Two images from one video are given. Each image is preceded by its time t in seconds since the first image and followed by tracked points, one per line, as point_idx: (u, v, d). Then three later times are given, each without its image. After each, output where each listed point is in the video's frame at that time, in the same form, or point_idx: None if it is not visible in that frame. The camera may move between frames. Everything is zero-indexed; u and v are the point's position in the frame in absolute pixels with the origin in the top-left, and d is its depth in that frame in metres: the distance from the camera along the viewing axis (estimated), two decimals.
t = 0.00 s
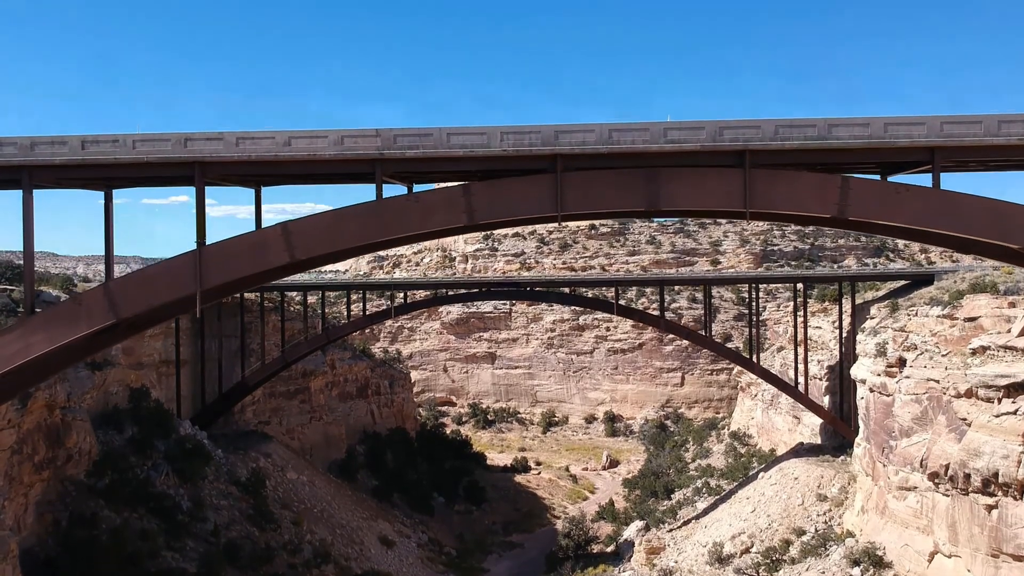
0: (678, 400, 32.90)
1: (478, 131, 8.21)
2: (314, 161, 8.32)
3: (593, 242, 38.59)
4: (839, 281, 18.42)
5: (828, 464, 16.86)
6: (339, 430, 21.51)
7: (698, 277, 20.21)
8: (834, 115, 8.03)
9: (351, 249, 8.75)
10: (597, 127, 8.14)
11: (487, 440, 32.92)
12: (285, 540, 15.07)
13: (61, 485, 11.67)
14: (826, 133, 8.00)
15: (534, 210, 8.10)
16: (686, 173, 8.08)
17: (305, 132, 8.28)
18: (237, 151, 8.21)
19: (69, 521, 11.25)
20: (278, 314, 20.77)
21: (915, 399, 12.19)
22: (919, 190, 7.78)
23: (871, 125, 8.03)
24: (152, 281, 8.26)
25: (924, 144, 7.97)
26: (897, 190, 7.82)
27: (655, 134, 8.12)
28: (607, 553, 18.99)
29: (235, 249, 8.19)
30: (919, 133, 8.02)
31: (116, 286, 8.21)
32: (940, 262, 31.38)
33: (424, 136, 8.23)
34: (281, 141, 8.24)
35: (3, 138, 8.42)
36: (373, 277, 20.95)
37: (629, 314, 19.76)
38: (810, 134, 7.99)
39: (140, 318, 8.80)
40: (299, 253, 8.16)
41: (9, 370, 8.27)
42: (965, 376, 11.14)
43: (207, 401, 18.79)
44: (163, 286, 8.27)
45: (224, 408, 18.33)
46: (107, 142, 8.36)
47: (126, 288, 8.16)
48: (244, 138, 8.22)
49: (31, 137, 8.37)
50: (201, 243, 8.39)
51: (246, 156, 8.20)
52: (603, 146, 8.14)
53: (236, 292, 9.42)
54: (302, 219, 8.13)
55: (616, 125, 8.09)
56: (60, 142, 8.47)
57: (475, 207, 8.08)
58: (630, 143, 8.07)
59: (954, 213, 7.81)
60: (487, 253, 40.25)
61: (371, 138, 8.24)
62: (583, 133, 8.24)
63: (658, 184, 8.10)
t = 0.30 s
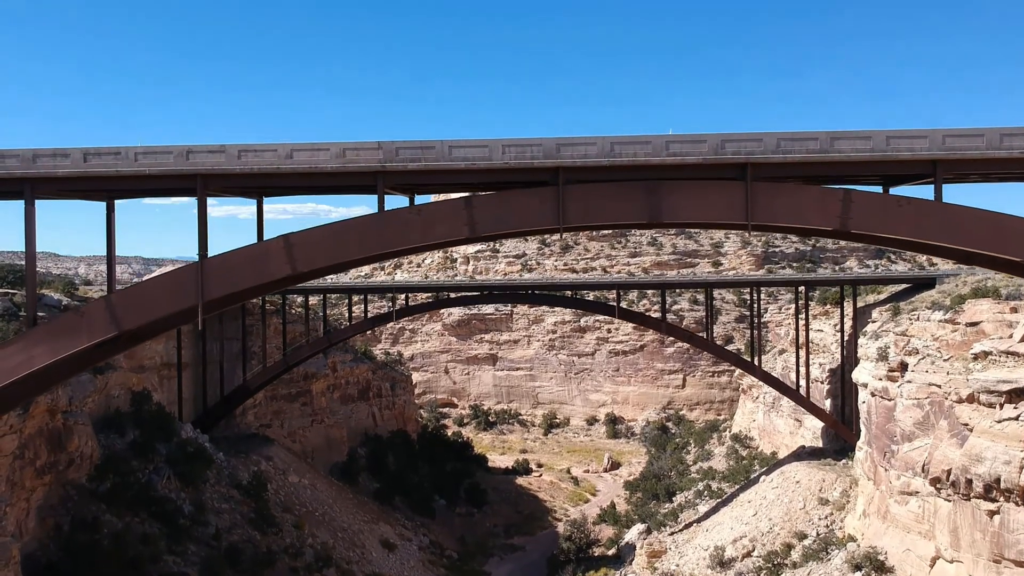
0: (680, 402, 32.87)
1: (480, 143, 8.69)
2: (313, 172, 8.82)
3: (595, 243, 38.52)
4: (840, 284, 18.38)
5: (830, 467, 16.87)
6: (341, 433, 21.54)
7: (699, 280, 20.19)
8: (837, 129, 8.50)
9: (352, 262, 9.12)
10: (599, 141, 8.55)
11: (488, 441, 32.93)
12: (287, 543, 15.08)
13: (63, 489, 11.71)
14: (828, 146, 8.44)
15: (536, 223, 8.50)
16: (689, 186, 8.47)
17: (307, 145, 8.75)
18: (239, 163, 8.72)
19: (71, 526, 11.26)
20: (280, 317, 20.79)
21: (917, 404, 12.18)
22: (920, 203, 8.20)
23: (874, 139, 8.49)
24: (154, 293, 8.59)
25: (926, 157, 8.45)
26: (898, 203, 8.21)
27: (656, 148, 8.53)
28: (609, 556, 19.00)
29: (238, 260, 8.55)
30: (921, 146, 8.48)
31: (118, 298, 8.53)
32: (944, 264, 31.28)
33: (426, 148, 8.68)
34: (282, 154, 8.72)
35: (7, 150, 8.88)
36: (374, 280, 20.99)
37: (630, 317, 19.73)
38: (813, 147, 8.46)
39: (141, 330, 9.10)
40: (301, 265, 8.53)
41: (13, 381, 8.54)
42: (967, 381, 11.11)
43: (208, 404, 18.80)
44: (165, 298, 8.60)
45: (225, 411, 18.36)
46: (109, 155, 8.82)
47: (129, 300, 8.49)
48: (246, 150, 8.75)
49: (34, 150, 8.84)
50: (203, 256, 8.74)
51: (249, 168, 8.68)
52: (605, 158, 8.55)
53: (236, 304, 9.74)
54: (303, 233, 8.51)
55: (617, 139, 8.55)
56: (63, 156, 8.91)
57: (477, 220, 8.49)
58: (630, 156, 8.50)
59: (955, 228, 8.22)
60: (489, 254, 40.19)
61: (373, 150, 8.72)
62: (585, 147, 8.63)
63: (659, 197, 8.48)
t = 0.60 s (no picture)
0: (680, 404, 32.86)
1: (482, 155, 8.81)
2: (314, 183, 8.95)
3: (595, 244, 38.48)
4: (841, 287, 18.37)
5: (830, 470, 16.88)
6: (342, 435, 21.59)
7: (700, 283, 20.17)
8: (838, 142, 8.62)
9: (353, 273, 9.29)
10: (599, 152, 8.71)
11: (488, 443, 32.92)
12: (287, 546, 15.08)
13: (63, 493, 11.71)
14: (829, 158, 8.57)
15: (538, 234, 8.70)
16: (687, 199, 8.69)
17: (308, 157, 8.88)
18: (240, 174, 8.81)
19: (71, 530, 11.27)
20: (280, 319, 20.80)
21: (917, 408, 12.18)
22: (920, 215, 8.33)
23: (874, 150, 8.60)
24: (155, 304, 8.76)
25: (926, 169, 8.57)
26: (899, 215, 8.35)
27: (657, 159, 8.66)
28: (609, 558, 19.03)
29: (240, 270, 8.72)
30: (922, 157, 8.58)
31: (118, 309, 8.69)
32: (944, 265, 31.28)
33: (426, 160, 8.84)
34: (283, 165, 8.82)
35: (7, 162, 9.01)
36: (375, 282, 20.98)
37: (630, 320, 19.72)
38: (814, 159, 8.58)
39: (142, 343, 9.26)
40: (302, 276, 8.69)
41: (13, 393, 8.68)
42: (968, 386, 11.11)
43: (208, 406, 18.82)
44: (166, 309, 8.76)
45: (226, 413, 18.36)
46: (110, 166, 8.95)
47: (129, 311, 8.65)
48: (247, 161, 8.82)
49: (35, 161, 8.98)
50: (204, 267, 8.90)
51: (249, 180, 8.80)
52: (606, 170, 8.70)
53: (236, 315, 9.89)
54: (304, 243, 8.68)
55: (618, 151, 8.69)
56: (63, 167, 9.04)
57: (477, 230, 8.65)
58: (631, 168, 8.65)
59: (955, 238, 8.36)
60: (489, 255, 40.16)
61: (374, 162, 8.84)
62: (585, 158, 8.79)
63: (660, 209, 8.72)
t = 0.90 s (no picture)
0: (683, 405, 32.84)
1: (485, 167, 8.86)
2: (316, 195, 9.03)
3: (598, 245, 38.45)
4: (845, 290, 18.34)
5: (833, 473, 16.85)
6: (344, 437, 21.65)
7: (703, 285, 20.15)
8: (840, 153, 8.72)
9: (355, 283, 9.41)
10: (602, 164, 8.76)
11: (491, 444, 32.91)
12: (290, 549, 15.11)
13: (66, 496, 11.76)
14: (832, 170, 8.68)
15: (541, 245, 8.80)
16: (689, 212, 8.84)
17: (310, 167, 8.94)
18: (243, 186, 8.92)
19: (74, 534, 11.31)
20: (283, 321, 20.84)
21: (920, 412, 12.16)
22: (924, 228, 8.39)
23: (877, 162, 8.71)
24: (158, 315, 8.84)
25: (929, 181, 8.67)
26: (901, 228, 8.46)
27: (660, 171, 8.70)
28: (612, 561, 19.03)
29: (242, 282, 8.83)
30: (925, 170, 8.68)
31: (121, 321, 8.76)
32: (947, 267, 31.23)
33: (428, 171, 8.90)
34: (286, 177, 8.89)
35: (10, 174, 9.09)
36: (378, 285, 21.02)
37: (633, 323, 19.71)
38: (816, 171, 8.68)
39: (145, 354, 9.35)
40: (305, 287, 8.80)
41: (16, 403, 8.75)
42: (970, 390, 11.11)
43: (211, 408, 18.85)
44: (169, 321, 8.85)
45: (229, 416, 18.39)
46: (113, 177, 9.00)
47: (132, 322, 8.73)
48: (249, 173, 8.90)
49: (37, 172, 9.04)
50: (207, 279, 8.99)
51: (252, 190, 8.85)
52: (608, 182, 8.76)
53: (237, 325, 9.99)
54: (307, 255, 8.78)
55: (620, 162, 8.75)
56: (66, 178, 9.10)
57: (480, 242, 8.74)
58: (634, 179, 8.70)
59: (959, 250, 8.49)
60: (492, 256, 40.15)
61: (377, 174, 8.92)
62: (588, 170, 8.85)
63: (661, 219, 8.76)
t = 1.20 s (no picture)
0: (683, 406, 32.85)
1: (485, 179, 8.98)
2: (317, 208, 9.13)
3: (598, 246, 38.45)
4: (845, 292, 18.33)
5: (833, 476, 16.85)
6: (344, 439, 21.62)
7: (703, 288, 20.14)
8: (839, 166, 8.90)
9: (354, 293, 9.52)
10: (602, 176, 8.91)
11: (491, 445, 32.88)
12: (290, 552, 15.12)
13: (67, 500, 11.77)
14: (832, 182, 8.85)
15: (542, 257, 8.92)
16: (688, 224, 8.92)
17: (310, 180, 9.06)
18: (243, 197, 9.05)
19: (74, 538, 11.32)
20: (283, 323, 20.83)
21: (920, 415, 12.18)
22: (923, 238, 8.63)
23: (877, 175, 8.88)
24: (158, 326, 8.91)
25: (931, 194, 8.88)
26: (901, 239, 8.68)
27: (659, 182, 8.88)
28: (612, 563, 19.03)
29: (244, 292, 8.94)
30: (926, 182, 8.87)
31: (121, 332, 8.83)
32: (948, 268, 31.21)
33: (428, 183, 9.02)
34: (286, 189, 9.04)
35: (10, 185, 9.16)
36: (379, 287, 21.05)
37: (633, 325, 19.69)
38: (817, 183, 8.86)
39: (146, 365, 9.42)
40: (304, 297, 8.91)
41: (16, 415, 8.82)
42: (970, 394, 11.13)
43: (211, 411, 18.83)
44: (169, 332, 8.93)
45: (229, 418, 18.37)
46: (113, 189, 9.09)
47: (131, 334, 8.80)
48: (250, 185, 9.04)
49: (38, 184, 9.11)
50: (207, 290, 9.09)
51: (253, 203, 8.97)
52: (608, 193, 8.89)
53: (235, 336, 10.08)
54: (307, 265, 8.90)
55: (619, 175, 8.91)
56: (66, 190, 9.19)
57: (480, 254, 8.87)
58: (634, 191, 8.85)
59: (959, 261, 8.67)
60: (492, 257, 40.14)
61: (377, 186, 9.03)
62: (589, 182, 9.00)
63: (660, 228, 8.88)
